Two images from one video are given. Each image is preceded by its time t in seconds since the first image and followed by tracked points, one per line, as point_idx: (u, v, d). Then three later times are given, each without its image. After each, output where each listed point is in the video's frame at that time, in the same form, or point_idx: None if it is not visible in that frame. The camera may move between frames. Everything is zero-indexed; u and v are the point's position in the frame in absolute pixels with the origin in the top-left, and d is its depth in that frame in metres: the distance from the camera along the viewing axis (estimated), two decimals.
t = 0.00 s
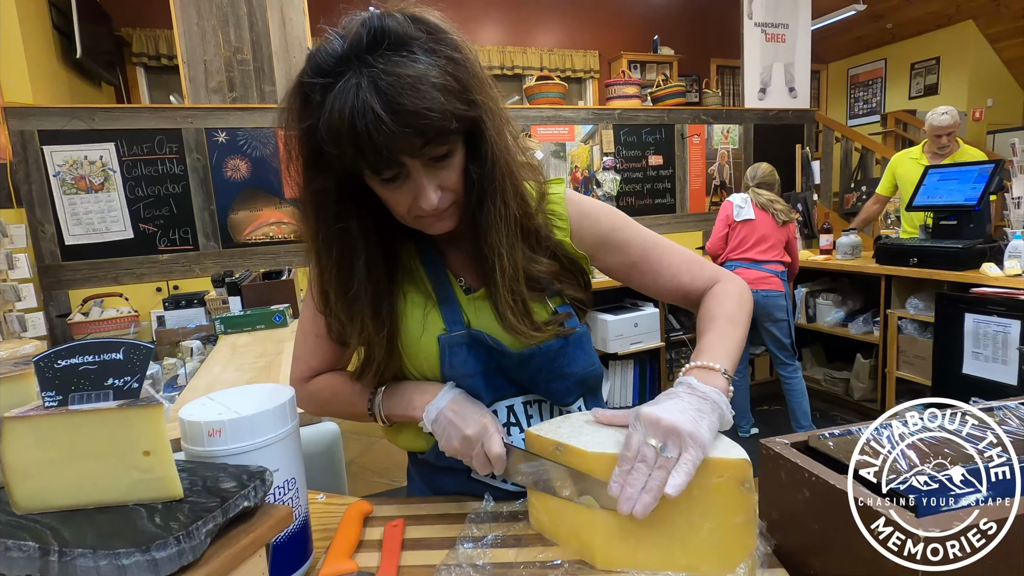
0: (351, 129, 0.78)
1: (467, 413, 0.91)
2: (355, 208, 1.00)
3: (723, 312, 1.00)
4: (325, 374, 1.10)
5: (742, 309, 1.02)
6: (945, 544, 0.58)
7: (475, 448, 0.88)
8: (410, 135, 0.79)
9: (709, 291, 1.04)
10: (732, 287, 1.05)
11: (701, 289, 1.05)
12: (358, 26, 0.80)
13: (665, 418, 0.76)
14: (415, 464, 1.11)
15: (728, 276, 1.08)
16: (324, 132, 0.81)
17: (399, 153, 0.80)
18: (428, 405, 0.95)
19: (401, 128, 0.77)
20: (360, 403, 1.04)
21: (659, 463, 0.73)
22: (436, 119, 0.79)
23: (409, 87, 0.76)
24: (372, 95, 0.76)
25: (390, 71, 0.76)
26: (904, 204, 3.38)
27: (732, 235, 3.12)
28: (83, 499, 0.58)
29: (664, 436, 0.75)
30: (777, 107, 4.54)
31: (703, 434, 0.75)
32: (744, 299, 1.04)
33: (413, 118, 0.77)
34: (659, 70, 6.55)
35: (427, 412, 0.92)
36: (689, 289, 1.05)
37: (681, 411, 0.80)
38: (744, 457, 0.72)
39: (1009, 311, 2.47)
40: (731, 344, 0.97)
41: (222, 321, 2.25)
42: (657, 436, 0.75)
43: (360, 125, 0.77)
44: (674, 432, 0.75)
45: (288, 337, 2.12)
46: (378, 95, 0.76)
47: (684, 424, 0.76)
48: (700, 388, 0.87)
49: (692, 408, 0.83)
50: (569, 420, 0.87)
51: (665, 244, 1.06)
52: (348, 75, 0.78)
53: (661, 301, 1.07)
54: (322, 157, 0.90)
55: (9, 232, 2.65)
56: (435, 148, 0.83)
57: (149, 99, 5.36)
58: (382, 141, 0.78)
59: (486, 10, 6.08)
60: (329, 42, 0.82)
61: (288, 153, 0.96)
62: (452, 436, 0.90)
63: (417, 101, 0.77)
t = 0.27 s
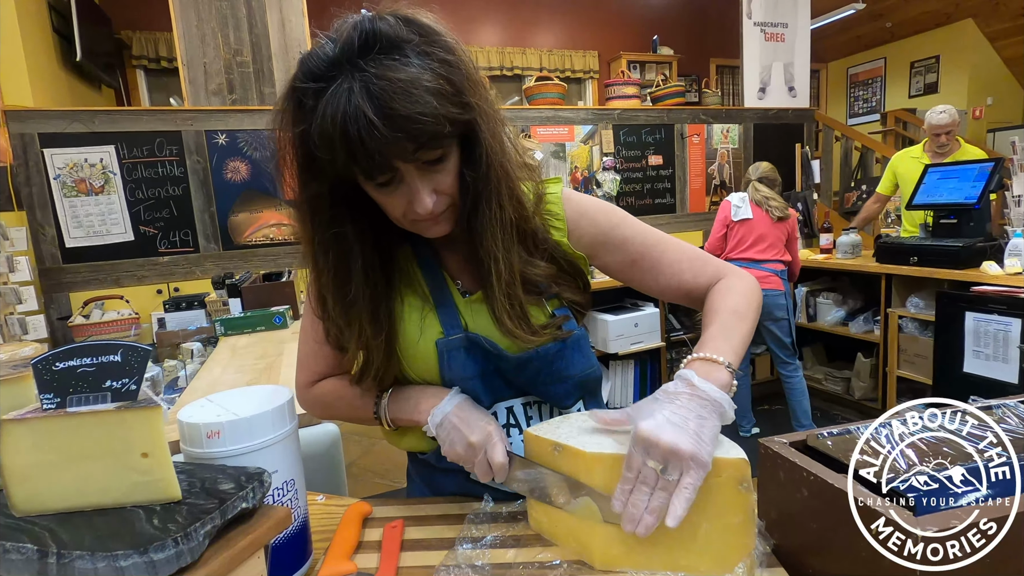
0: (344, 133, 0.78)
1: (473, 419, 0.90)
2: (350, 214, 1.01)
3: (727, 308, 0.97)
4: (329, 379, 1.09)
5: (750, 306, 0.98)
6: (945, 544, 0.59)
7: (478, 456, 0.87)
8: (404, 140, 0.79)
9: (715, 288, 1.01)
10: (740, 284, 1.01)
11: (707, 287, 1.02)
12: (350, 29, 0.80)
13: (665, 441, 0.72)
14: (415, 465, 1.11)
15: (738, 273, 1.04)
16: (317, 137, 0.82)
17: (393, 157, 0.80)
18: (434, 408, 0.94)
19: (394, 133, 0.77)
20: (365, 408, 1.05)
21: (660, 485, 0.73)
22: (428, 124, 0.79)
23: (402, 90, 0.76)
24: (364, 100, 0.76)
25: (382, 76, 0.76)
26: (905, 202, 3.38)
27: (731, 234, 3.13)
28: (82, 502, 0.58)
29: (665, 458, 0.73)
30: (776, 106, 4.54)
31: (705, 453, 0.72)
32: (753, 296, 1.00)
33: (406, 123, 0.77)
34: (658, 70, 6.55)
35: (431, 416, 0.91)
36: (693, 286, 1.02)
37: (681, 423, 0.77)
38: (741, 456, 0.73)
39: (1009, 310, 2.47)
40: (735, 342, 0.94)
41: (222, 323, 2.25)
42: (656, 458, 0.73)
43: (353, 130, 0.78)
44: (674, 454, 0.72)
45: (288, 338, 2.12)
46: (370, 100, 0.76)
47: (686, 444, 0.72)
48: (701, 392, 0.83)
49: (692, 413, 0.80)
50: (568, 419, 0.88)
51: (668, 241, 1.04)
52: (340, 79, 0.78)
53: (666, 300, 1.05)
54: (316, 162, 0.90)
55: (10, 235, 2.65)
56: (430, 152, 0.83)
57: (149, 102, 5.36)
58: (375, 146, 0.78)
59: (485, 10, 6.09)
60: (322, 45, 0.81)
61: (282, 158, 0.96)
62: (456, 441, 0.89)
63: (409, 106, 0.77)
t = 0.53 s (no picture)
0: (346, 132, 0.78)
1: (483, 424, 0.90)
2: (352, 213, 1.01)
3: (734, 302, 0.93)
4: (338, 379, 1.10)
5: (761, 300, 0.94)
6: (945, 544, 0.58)
7: (484, 461, 0.86)
8: (406, 139, 0.79)
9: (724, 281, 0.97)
10: (752, 277, 0.96)
11: (716, 280, 0.98)
12: (351, 27, 0.80)
13: (664, 454, 0.70)
14: (418, 464, 1.11)
15: (752, 266, 0.99)
16: (319, 136, 0.82)
17: (394, 157, 0.80)
18: (443, 411, 0.94)
19: (396, 132, 0.77)
20: (372, 409, 1.05)
21: (664, 498, 0.71)
22: (430, 123, 0.79)
23: (402, 89, 0.76)
24: (366, 99, 0.76)
25: (384, 74, 0.76)
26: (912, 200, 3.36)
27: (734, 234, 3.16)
28: (85, 499, 0.58)
29: (667, 471, 0.70)
30: (781, 105, 4.52)
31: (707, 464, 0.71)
32: (765, 289, 0.96)
33: (408, 122, 0.77)
34: (662, 69, 6.54)
35: (440, 418, 0.91)
36: (701, 280, 0.99)
37: (683, 432, 0.74)
38: (746, 456, 0.73)
39: (1015, 309, 2.45)
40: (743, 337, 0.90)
41: (226, 322, 2.25)
42: (657, 470, 0.71)
43: (354, 130, 0.78)
44: (675, 467, 0.70)
45: (292, 337, 2.13)
46: (371, 99, 0.76)
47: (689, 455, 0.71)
48: (703, 396, 0.77)
49: (694, 418, 0.76)
50: (572, 419, 0.87)
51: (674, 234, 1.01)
52: (342, 78, 0.78)
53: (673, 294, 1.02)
54: (318, 162, 0.90)
55: (16, 234, 2.67)
56: (432, 151, 0.83)
57: (154, 101, 5.38)
58: (377, 145, 0.78)
59: (489, 10, 6.08)
60: (324, 43, 0.81)
61: (283, 157, 0.96)
62: (464, 445, 0.88)
63: (410, 105, 0.77)
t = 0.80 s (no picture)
0: (343, 129, 0.78)
1: (488, 426, 0.90)
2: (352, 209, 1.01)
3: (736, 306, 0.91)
4: (339, 378, 1.09)
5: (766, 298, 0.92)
6: (945, 544, 0.58)
7: (487, 464, 0.86)
8: (403, 136, 0.78)
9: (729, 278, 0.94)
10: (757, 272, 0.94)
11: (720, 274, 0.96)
12: (350, 25, 0.80)
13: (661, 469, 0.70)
14: (418, 464, 1.11)
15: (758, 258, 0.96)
16: (317, 133, 0.82)
17: (392, 154, 0.80)
18: (450, 408, 0.94)
19: (393, 129, 0.77)
20: (374, 409, 1.05)
21: (665, 507, 0.71)
22: (427, 119, 0.78)
23: (399, 86, 0.76)
24: (363, 96, 0.76)
25: (382, 71, 0.76)
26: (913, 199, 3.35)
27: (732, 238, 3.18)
28: (83, 500, 0.58)
29: (667, 486, 0.70)
30: (782, 104, 4.51)
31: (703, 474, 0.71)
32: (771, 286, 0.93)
33: (405, 119, 0.77)
34: (663, 68, 6.53)
35: (446, 416, 0.91)
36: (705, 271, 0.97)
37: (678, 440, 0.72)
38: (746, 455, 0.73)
39: (1017, 308, 2.45)
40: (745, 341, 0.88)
41: (226, 322, 2.25)
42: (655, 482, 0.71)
43: (352, 127, 0.77)
44: (675, 469, 0.70)
45: (292, 337, 2.13)
46: (369, 96, 0.76)
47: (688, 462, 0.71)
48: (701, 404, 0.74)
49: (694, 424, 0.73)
50: (571, 418, 0.87)
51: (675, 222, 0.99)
52: (340, 75, 0.78)
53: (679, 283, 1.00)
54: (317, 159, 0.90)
55: (16, 234, 2.66)
56: (429, 148, 0.83)
57: (154, 102, 5.38)
58: (375, 143, 0.78)
59: (488, 9, 6.08)
60: (323, 41, 0.81)
61: (282, 155, 0.96)
62: (467, 447, 0.88)
63: (407, 103, 0.76)
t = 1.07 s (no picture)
0: (344, 119, 0.79)
1: (485, 429, 0.89)
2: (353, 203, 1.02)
3: (720, 360, 0.71)
4: (341, 378, 1.10)
5: (754, 337, 0.71)
6: (944, 544, 0.58)
7: (484, 466, 0.85)
8: (402, 124, 0.78)
9: (713, 314, 0.74)
10: (745, 301, 0.72)
11: (702, 296, 0.77)
12: (350, 19, 0.80)
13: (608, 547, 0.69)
14: (417, 464, 1.11)
15: (751, 273, 0.74)
16: (318, 125, 0.82)
17: (391, 142, 0.80)
18: (447, 411, 0.94)
19: (392, 116, 0.77)
20: (372, 408, 1.04)
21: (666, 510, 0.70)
22: (425, 108, 0.78)
23: (399, 75, 0.76)
24: (364, 86, 0.76)
25: (381, 61, 0.76)
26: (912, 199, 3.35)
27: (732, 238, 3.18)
28: (80, 502, 0.58)
29: (604, 566, 0.68)
30: (781, 104, 4.51)
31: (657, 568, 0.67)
32: (766, 317, 0.72)
33: (404, 107, 0.77)
34: (663, 68, 6.53)
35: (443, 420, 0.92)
36: (684, 290, 0.79)
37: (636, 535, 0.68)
38: (746, 455, 0.72)
39: (1017, 308, 2.45)
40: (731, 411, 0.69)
41: (226, 322, 2.25)
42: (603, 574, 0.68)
43: (352, 116, 0.78)
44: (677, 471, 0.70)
45: (292, 338, 2.13)
46: (369, 86, 0.76)
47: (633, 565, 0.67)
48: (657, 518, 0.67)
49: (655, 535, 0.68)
50: (570, 420, 0.87)
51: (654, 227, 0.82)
52: (339, 66, 0.79)
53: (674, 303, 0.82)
54: (319, 153, 0.90)
55: (16, 235, 2.66)
56: (428, 137, 0.83)
57: (154, 102, 5.38)
58: (375, 131, 0.78)
59: (488, 10, 6.08)
60: (323, 35, 0.82)
61: (286, 152, 0.98)
62: (464, 448, 0.87)
63: (405, 91, 0.77)
